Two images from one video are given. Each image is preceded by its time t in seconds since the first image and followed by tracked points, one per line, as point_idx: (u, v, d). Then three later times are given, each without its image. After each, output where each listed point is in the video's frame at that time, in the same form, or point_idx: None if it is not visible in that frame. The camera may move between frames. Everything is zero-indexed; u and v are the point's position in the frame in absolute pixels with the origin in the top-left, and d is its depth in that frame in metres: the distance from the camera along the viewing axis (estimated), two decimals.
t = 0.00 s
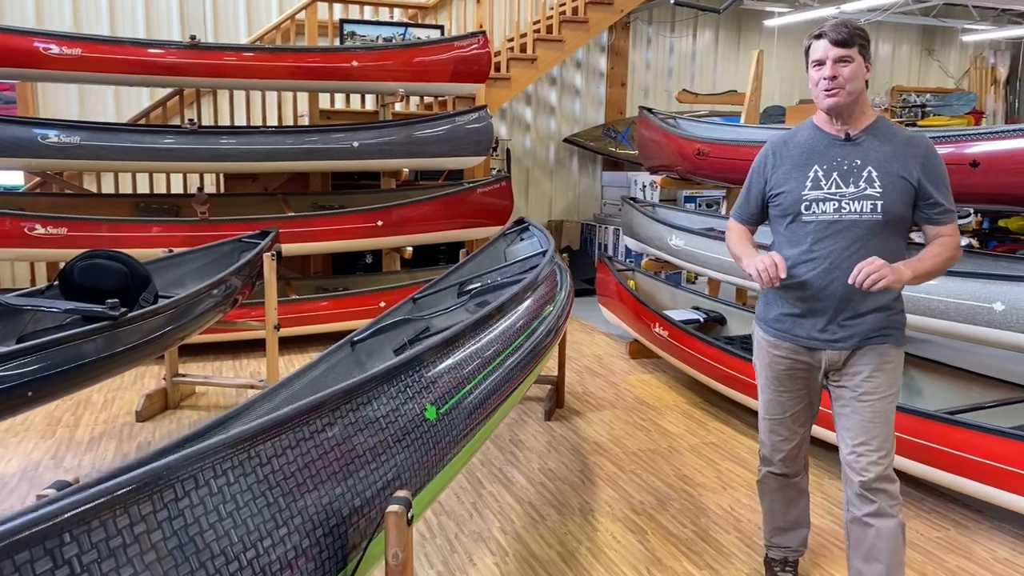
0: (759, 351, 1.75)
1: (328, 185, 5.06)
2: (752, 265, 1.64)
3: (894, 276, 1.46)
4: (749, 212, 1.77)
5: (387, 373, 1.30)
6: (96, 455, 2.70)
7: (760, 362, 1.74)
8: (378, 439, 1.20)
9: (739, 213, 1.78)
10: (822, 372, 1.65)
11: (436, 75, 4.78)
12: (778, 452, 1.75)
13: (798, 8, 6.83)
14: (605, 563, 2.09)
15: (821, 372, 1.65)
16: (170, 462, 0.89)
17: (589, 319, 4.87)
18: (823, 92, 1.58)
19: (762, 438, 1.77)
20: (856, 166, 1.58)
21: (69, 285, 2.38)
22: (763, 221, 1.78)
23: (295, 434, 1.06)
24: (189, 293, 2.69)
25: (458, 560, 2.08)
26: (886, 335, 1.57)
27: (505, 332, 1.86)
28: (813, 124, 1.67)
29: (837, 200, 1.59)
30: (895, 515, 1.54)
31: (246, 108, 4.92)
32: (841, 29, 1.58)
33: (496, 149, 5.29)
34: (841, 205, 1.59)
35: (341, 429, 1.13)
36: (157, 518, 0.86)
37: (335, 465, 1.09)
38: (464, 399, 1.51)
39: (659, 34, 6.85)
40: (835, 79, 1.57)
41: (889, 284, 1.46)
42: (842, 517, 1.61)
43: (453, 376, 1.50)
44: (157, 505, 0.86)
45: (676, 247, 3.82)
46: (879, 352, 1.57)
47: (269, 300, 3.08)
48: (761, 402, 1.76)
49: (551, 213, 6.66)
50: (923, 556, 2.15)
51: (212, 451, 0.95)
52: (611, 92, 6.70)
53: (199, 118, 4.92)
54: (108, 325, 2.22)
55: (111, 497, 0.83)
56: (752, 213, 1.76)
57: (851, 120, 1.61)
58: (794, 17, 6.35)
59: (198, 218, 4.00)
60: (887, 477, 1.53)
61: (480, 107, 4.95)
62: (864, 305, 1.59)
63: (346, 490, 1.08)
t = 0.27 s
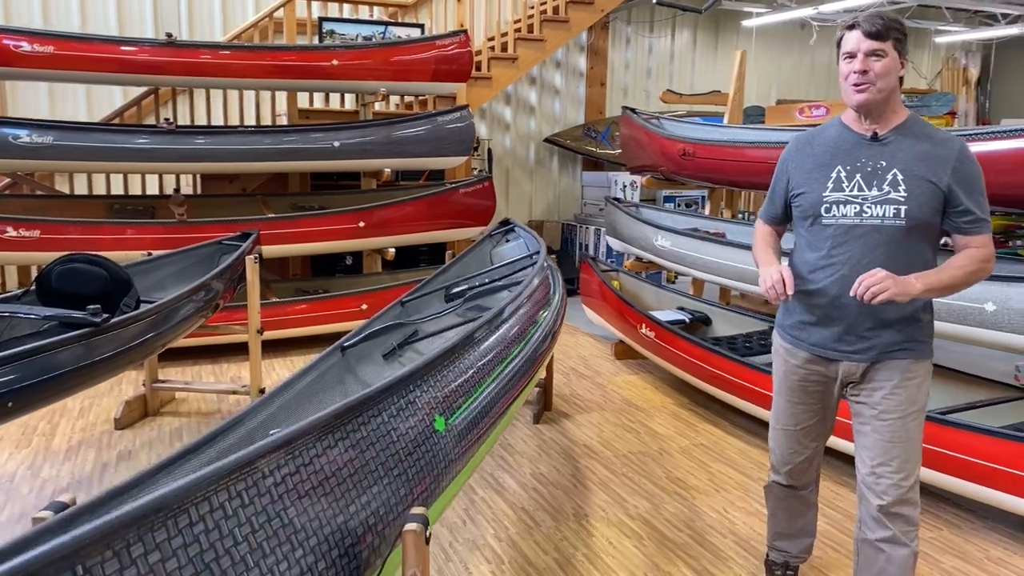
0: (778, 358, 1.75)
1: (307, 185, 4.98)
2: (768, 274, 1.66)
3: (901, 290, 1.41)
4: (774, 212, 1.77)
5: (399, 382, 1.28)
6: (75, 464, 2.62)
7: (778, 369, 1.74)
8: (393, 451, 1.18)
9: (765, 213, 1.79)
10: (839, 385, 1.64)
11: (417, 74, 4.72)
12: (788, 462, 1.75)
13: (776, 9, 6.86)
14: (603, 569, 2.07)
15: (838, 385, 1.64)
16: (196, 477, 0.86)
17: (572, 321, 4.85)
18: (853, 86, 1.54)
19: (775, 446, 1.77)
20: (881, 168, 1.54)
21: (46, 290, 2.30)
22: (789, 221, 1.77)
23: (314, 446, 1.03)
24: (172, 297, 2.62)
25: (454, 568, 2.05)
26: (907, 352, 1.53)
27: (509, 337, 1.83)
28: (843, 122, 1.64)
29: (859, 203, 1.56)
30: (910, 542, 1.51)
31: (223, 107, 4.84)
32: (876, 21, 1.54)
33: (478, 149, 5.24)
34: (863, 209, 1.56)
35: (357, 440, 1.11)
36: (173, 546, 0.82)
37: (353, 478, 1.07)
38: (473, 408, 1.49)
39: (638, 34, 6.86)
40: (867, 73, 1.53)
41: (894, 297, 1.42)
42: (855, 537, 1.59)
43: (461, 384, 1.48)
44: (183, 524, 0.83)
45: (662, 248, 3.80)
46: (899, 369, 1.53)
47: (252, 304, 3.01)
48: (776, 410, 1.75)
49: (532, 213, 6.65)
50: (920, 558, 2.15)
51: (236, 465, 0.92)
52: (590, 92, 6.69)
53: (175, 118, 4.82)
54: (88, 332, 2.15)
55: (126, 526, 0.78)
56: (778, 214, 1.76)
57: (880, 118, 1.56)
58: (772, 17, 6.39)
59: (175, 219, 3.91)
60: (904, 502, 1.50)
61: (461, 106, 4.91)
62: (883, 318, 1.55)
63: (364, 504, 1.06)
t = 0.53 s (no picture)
0: (788, 361, 1.77)
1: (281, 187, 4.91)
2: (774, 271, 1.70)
3: (911, 292, 1.41)
4: (788, 211, 1.80)
5: (406, 392, 1.27)
6: (49, 476, 2.55)
7: (786, 373, 1.76)
8: (405, 462, 1.17)
9: (781, 211, 1.81)
10: (846, 393, 1.65)
11: (393, 74, 4.68)
12: (789, 467, 1.76)
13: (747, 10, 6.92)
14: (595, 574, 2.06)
15: (845, 392, 1.65)
16: (222, 493, 0.84)
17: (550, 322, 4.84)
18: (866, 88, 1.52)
19: (778, 450, 1.78)
20: (891, 171, 1.53)
21: (19, 296, 2.23)
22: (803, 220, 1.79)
23: (331, 460, 1.02)
24: (149, 303, 2.56)
25: None
26: (917, 361, 1.53)
27: (508, 341, 1.82)
28: (859, 121, 1.63)
29: (868, 208, 1.57)
30: (918, 553, 1.52)
31: (193, 108, 4.75)
32: (890, 21, 1.51)
33: (454, 149, 5.21)
34: (871, 213, 1.57)
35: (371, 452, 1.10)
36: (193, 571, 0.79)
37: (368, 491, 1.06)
38: (476, 416, 1.48)
39: (612, 35, 6.88)
40: (880, 75, 1.51)
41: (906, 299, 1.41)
42: (863, 544, 1.61)
43: (465, 392, 1.47)
44: (212, 541, 0.81)
45: (642, 249, 3.81)
46: (910, 380, 1.53)
47: (230, 309, 2.96)
48: (781, 414, 1.77)
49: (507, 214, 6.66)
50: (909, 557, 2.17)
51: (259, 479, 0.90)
52: (565, 92, 6.70)
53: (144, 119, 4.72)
54: (65, 340, 2.09)
55: (145, 553, 0.75)
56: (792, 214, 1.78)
57: (896, 119, 1.55)
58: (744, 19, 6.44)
59: (147, 222, 3.82)
60: (913, 514, 1.53)
61: (437, 107, 4.87)
62: (891, 326, 1.56)
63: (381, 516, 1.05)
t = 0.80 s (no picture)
0: (782, 362, 1.79)
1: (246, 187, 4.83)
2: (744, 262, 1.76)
3: (907, 284, 1.40)
4: (788, 210, 1.82)
5: (402, 398, 1.27)
6: (12, 487, 2.47)
7: (779, 373, 1.79)
8: (404, 468, 1.16)
9: (781, 209, 1.83)
10: (836, 395, 1.67)
11: (363, 73, 4.63)
12: (775, 469, 1.77)
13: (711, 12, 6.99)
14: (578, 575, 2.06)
15: (833, 393, 1.67)
16: (226, 508, 0.83)
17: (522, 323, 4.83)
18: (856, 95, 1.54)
19: (765, 453, 1.80)
20: (886, 173, 1.55)
21: None
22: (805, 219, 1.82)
23: (334, 469, 1.01)
24: (117, 309, 2.50)
25: None
26: (908, 365, 1.54)
27: (493, 343, 1.82)
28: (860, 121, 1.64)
29: (861, 209, 1.59)
30: (906, 558, 1.57)
31: (154, 107, 4.65)
32: (879, 24, 1.51)
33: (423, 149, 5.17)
34: (864, 214, 1.59)
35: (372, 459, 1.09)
36: None
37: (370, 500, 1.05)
38: (467, 419, 1.48)
39: (578, 35, 6.90)
40: (869, 79, 1.52)
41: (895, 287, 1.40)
42: (854, 545, 1.65)
43: (457, 396, 1.47)
44: (219, 557, 0.80)
45: (614, 249, 3.82)
46: (901, 385, 1.55)
47: (199, 313, 2.90)
48: (771, 414, 1.79)
49: (476, 214, 6.67)
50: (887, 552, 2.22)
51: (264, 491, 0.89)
52: (532, 92, 6.71)
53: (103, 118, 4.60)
54: (31, 348, 2.03)
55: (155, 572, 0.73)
56: (792, 213, 1.81)
57: (891, 121, 1.56)
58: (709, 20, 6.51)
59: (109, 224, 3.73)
60: (903, 520, 1.57)
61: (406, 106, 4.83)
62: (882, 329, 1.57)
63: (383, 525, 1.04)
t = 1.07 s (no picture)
0: (766, 360, 1.81)
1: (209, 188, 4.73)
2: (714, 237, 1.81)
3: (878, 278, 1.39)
4: (779, 205, 1.83)
5: (400, 401, 1.26)
6: None
7: (762, 370, 1.81)
8: (403, 473, 1.16)
9: (770, 204, 1.84)
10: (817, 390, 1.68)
11: (329, 71, 4.58)
12: (756, 467, 1.77)
13: (673, 13, 7.05)
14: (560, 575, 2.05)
15: (814, 387, 1.68)
16: (235, 520, 0.82)
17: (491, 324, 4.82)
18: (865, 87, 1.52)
19: (747, 451, 1.80)
20: (867, 169, 1.55)
21: None
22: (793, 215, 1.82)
23: (336, 478, 1.00)
24: (81, 313, 2.43)
25: None
26: (887, 363, 1.55)
27: (478, 341, 1.81)
28: (846, 117, 1.64)
29: (841, 205, 1.60)
30: (888, 554, 1.60)
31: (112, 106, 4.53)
32: (901, 20, 1.52)
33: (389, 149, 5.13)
34: (844, 210, 1.59)
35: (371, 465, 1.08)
36: None
37: (371, 507, 1.04)
38: (459, 421, 1.48)
39: (542, 35, 6.92)
40: (882, 73, 1.51)
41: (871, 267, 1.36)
42: (837, 542, 1.67)
43: (449, 397, 1.46)
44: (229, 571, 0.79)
45: (585, 248, 3.83)
46: (881, 383, 1.56)
47: (167, 316, 2.84)
48: (755, 412, 1.81)
49: (441, 213, 6.66)
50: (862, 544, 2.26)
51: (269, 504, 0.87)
52: (496, 92, 6.71)
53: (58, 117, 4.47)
54: None
55: None
56: (779, 207, 1.82)
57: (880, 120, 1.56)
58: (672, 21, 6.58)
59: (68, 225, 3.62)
60: (885, 517, 1.60)
61: (372, 105, 4.78)
62: (863, 327, 1.58)
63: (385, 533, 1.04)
